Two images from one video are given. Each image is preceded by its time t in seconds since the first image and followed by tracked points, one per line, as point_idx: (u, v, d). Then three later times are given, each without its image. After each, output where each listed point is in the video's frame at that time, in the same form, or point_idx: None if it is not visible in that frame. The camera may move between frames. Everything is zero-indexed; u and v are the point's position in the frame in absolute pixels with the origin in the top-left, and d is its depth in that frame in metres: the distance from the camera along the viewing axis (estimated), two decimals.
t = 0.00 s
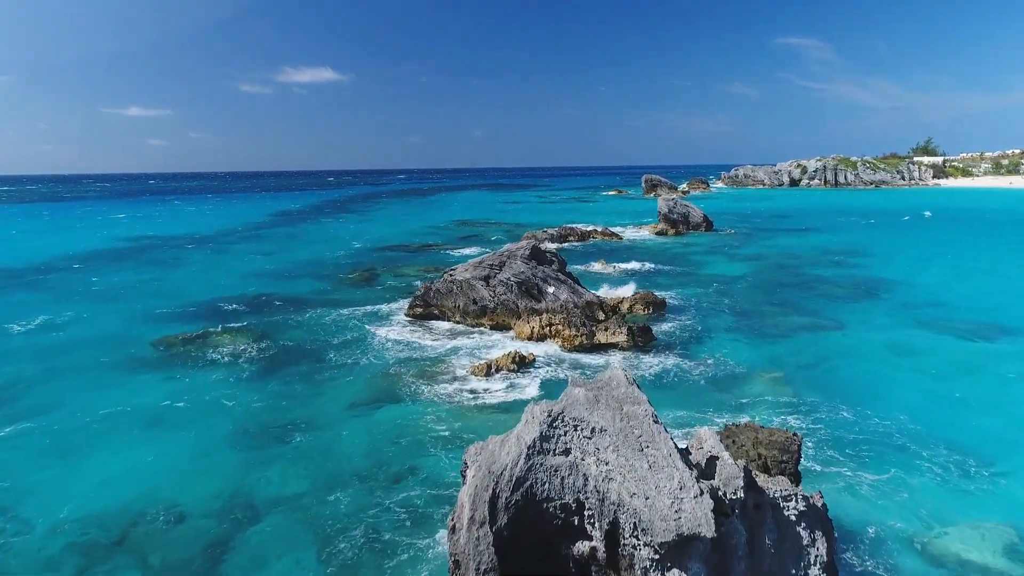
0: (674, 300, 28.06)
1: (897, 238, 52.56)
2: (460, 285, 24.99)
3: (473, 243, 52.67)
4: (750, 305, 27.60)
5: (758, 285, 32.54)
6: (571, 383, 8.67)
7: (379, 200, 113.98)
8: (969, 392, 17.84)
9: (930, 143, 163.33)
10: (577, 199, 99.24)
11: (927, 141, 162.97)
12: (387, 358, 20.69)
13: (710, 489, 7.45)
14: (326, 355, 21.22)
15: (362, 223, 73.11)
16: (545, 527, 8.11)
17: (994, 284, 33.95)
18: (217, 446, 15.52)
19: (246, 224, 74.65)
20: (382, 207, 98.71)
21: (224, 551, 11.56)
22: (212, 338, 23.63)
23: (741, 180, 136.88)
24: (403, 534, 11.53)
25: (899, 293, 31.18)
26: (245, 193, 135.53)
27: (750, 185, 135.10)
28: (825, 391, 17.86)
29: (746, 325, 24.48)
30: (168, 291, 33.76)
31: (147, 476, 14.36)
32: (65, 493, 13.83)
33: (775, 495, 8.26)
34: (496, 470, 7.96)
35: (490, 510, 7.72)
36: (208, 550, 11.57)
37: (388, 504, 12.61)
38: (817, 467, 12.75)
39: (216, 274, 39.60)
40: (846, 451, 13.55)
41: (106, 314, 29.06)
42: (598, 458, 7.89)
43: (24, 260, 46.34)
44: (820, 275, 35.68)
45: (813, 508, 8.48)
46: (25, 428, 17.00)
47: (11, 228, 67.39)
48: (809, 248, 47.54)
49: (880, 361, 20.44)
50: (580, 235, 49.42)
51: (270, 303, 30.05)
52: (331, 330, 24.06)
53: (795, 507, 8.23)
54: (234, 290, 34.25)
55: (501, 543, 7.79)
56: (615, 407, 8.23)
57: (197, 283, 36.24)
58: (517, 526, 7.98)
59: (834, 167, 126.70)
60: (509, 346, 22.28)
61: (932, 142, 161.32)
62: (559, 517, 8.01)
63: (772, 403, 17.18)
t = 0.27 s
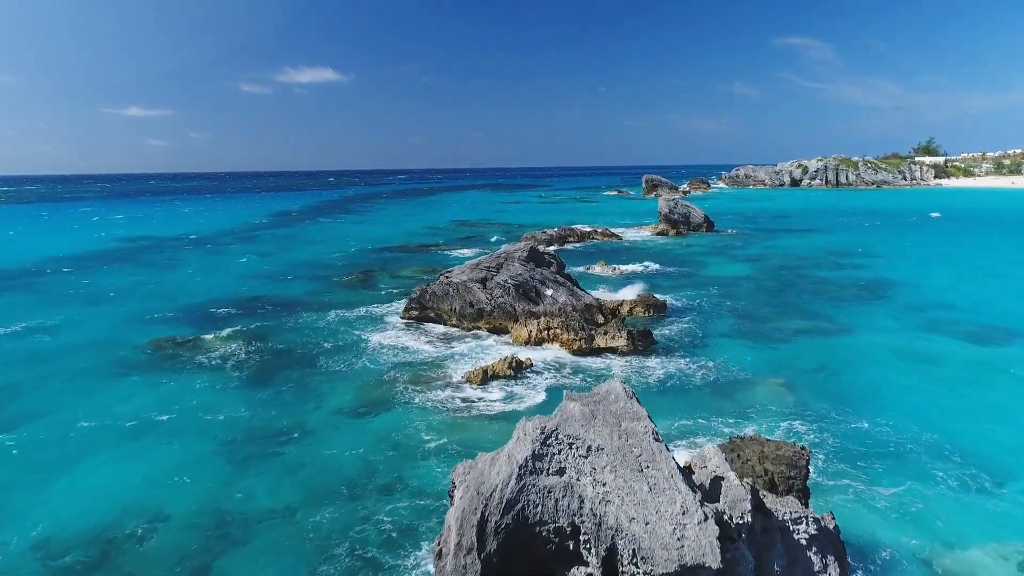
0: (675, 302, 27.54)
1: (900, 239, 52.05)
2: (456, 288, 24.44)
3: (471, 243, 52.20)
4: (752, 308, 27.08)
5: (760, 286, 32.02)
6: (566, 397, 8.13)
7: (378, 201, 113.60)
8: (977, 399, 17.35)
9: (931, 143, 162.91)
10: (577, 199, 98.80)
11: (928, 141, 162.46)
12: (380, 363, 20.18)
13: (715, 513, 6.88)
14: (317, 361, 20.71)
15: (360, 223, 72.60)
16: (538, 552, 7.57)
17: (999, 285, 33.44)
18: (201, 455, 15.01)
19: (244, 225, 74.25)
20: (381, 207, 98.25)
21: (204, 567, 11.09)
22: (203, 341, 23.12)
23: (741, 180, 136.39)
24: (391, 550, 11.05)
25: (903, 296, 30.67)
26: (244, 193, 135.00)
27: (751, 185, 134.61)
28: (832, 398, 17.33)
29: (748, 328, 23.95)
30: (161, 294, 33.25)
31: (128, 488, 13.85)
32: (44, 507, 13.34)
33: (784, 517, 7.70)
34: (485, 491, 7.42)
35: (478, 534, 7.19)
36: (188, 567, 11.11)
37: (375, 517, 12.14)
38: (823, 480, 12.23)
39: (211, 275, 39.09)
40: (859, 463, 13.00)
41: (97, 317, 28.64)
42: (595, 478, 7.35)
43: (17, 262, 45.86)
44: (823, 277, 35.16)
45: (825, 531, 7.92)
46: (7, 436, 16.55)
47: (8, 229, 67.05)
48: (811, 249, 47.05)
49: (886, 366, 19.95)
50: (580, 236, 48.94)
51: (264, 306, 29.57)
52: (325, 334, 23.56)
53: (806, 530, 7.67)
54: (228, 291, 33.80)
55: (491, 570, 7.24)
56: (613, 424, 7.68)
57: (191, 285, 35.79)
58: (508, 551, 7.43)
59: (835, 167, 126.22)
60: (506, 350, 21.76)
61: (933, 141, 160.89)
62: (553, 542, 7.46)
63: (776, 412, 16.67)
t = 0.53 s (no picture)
0: (676, 304, 26.99)
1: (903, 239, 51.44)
2: (452, 290, 23.89)
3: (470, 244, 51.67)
4: (755, 310, 26.50)
5: (762, 288, 31.43)
6: (560, 413, 7.60)
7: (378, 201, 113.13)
8: (989, 406, 16.78)
9: (933, 142, 162.31)
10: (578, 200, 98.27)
11: (930, 141, 161.79)
12: (374, 369, 19.64)
13: (722, 542, 6.29)
14: (309, 366, 20.19)
15: (359, 224, 72.07)
16: None
17: (1006, 288, 32.83)
18: (185, 466, 14.49)
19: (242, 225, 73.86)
20: (380, 207, 97.74)
21: None
22: (192, 345, 22.59)
23: (743, 180, 135.78)
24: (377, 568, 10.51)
25: (909, 298, 30.08)
26: (243, 194, 134.53)
27: (752, 185, 133.97)
28: (839, 406, 16.79)
29: (751, 331, 23.37)
30: (153, 296, 32.73)
31: (107, 501, 13.32)
32: (21, 520, 12.86)
33: (795, 544, 7.11)
34: (472, 515, 6.85)
35: (465, 563, 6.61)
36: None
37: (362, 531, 11.59)
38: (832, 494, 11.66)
39: (205, 277, 38.57)
40: (873, 475, 12.47)
41: (88, 320, 28.19)
42: (591, 502, 6.78)
43: (11, 263, 45.40)
44: (827, 278, 34.58)
45: (840, 558, 7.33)
46: None
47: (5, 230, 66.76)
48: (814, 250, 46.46)
49: (894, 372, 19.38)
50: (580, 236, 48.39)
51: (258, 308, 29.05)
52: (318, 338, 23.02)
53: (820, 559, 7.08)
54: (223, 293, 33.33)
55: None
56: (611, 443, 7.14)
57: (185, 287, 35.34)
58: None
59: (837, 167, 125.57)
60: (503, 354, 21.24)
61: (934, 141, 160.21)
62: (546, 571, 6.87)
63: (782, 420, 16.13)
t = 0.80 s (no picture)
0: (678, 306, 26.44)
1: (908, 241, 50.80)
2: (448, 293, 23.35)
3: (469, 244, 51.17)
4: (758, 313, 25.95)
5: (765, 290, 30.88)
6: (554, 433, 7.11)
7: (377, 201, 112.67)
8: (1001, 416, 16.23)
9: (935, 142, 161.72)
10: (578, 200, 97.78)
11: (932, 140, 161.11)
12: (367, 375, 19.11)
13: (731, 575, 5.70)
14: (301, 372, 19.65)
15: (358, 225, 71.59)
16: None
17: (1014, 291, 32.22)
18: (168, 477, 13.97)
19: (240, 226, 73.44)
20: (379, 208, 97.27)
21: None
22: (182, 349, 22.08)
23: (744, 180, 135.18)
24: None
25: (915, 301, 29.50)
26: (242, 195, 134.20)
27: (753, 185, 133.35)
28: (848, 413, 16.24)
29: (754, 334, 22.83)
30: (147, 299, 32.28)
31: (85, 514, 12.81)
32: None
33: None
34: (456, 546, 6.15)
35: None
36: None
37: (349, 549, 11.05)
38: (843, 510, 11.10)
39: (200, 279, 38.08)
40: (886, 487, 12.02)
41: (78, 323, 27.73)
42: (588, 532, 6.16)
43: (5, 265, 45.01)
44: (831, 281, 34.01)
45: None
46: None
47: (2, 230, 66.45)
48: (817, 251, 45.90)
49: (904, 378, 18.80)
50: (580, 237, 47.89)
51: (251, 311, 28.54)
52: (311, 342, 22.49)
53: None
54: (217, 295, 32.84)
55: None
56: (608, 467, 6.62)
57: (179, 289, 34.85)
58: None
59: (838, 167, 124.93)
60: (500, 359, 20.67)
61: (936, 141, 159.55)
62: None
63: (788, 428, 15.56)
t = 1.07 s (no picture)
0: (679, 310, 25.89)
1: (911, 243, 50.25)
2: (444, 297, 22.79)
3: (468, 246, 50.65)
4: (762, 317, 25.38)
5: (768, 293, 30.30)
6: (547, 459, 6.60)
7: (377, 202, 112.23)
8: (1015, 429, 15.69)
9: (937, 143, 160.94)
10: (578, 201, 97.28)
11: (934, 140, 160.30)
12: (360, 382, 18.58)
13: None
14: (291, 379, 19.09)
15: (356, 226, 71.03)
16: None
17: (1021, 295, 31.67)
18: (150, 492, 13.45)
19: (239, 227, 73.01)
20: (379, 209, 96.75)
21: None
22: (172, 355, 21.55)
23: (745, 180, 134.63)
24: None
25: (921, 306, 28.90)
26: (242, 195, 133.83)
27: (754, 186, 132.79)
28: (856, 425, 15.71)
29: (758, 340, 22.25)
30: (140, 303, 31.80)
31: (61, 531, 12.28)
32: None
33: None
34: None
35: None
36: None
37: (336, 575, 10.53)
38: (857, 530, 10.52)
39: (195, 282, 37.56)
40: (900, 504, 11.59)
41: (68, 328, 27.23)
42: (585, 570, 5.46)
43: None
44: (835, 283, 33.43)
45: None
46: None
47: None
48: (820, 253, 45.30)
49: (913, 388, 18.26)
50: (580, 238, 47.38)
51: (244, 315, 28.00)
52: (303, 347, 21.95)
53: None
54: (211, 298, 32.34)
55: None
56: (606, 499, 6.05)
57: (173, 292, 34.38)
58: None
59: (841, 167, 124.18)
60: (496, 366, 20.08)
61: (939, 141, 158.72)
62: None
63: (794, 439, 15.02)
